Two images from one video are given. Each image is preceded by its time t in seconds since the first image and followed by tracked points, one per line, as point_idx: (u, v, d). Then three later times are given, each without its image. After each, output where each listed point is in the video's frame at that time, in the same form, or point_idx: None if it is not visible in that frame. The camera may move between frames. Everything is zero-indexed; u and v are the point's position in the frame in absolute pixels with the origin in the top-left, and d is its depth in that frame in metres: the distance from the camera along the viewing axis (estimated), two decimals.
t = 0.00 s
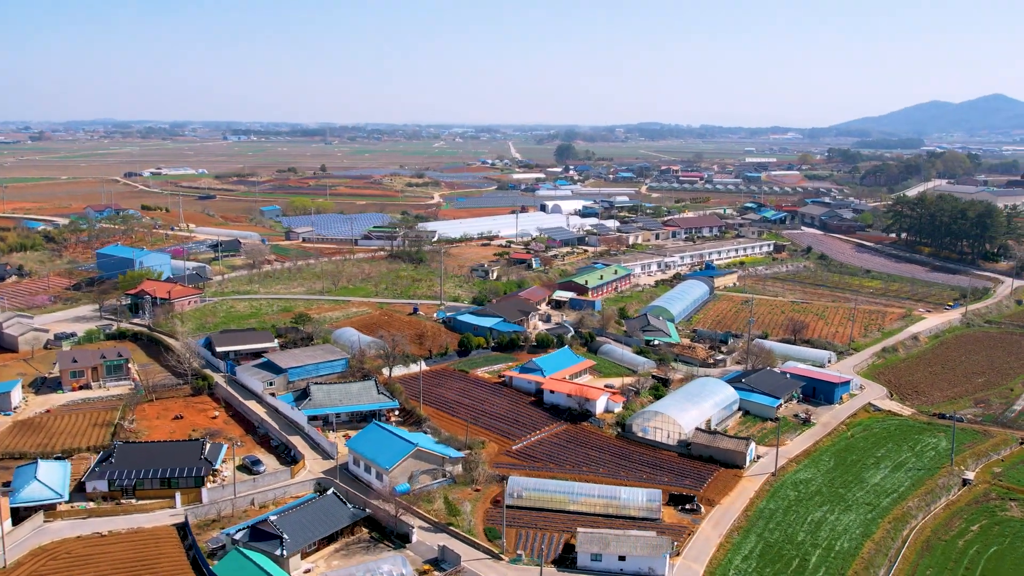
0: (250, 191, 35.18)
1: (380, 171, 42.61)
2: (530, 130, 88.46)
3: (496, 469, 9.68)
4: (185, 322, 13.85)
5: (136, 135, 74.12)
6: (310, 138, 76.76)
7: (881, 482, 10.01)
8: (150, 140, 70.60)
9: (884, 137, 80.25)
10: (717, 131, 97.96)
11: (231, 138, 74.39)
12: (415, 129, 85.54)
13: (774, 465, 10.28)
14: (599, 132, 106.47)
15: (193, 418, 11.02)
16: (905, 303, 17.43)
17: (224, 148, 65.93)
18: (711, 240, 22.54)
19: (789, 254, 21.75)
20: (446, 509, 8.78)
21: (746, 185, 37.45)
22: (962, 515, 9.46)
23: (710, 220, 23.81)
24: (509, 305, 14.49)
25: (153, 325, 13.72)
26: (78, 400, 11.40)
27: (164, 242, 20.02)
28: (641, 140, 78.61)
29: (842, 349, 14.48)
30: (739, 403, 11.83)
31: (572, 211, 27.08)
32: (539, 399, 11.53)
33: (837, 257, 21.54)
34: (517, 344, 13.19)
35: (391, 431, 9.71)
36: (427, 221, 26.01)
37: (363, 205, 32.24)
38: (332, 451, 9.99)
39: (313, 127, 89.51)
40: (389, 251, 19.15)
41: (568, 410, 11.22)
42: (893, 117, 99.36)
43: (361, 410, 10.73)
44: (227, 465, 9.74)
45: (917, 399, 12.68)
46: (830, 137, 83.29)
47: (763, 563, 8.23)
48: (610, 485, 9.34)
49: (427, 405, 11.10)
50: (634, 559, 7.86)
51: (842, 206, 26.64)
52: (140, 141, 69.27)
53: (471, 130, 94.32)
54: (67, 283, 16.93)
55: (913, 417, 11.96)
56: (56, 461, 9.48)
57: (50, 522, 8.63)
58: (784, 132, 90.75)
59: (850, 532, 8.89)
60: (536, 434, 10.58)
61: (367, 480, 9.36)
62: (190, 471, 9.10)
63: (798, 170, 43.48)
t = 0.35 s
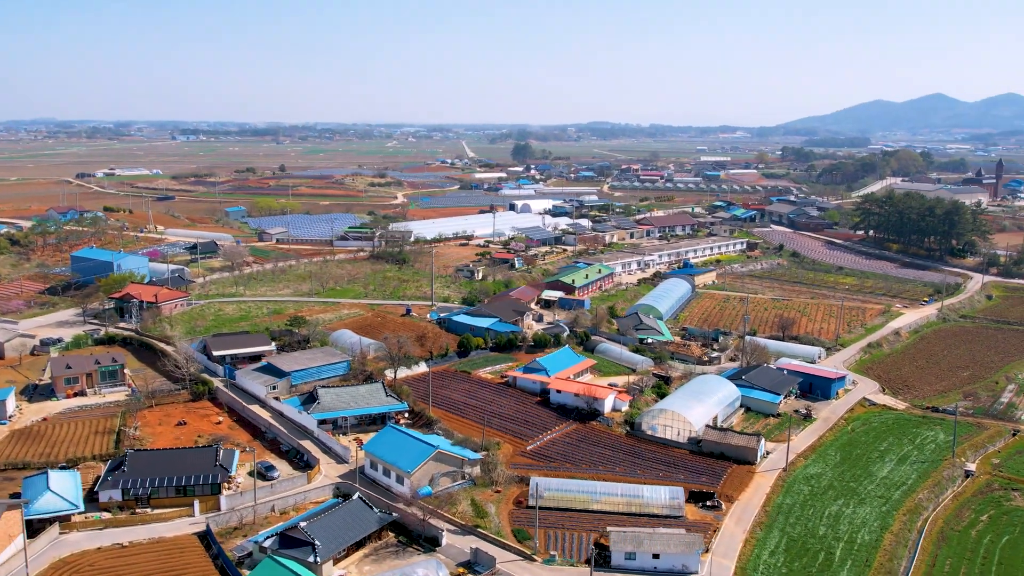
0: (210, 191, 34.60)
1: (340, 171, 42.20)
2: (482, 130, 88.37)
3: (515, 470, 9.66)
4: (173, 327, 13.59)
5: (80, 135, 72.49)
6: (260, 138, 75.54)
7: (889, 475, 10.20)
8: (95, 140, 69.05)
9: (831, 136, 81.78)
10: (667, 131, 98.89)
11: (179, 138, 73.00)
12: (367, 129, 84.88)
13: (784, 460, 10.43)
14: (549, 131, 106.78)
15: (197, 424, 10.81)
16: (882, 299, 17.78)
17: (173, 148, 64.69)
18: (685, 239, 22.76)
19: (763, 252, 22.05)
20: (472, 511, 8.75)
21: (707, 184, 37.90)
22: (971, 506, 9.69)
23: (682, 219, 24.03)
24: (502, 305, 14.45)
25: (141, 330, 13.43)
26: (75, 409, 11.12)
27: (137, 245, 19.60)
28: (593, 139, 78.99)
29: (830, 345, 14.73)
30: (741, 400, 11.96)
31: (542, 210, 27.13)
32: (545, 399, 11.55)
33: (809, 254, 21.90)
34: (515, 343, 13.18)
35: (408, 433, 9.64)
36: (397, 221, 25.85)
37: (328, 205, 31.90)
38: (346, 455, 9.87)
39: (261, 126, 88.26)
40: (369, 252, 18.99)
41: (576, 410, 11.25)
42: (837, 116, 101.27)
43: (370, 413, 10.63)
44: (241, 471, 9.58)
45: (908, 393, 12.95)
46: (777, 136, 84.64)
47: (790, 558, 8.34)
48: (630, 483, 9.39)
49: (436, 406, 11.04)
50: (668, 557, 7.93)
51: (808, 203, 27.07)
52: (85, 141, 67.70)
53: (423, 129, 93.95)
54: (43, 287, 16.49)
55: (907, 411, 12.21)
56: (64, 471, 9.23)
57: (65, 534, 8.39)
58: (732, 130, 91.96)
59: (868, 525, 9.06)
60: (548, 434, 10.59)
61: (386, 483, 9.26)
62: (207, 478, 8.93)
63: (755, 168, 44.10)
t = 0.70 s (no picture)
0: (185, 192, 34.14)
1: (313, 172, 41.84)
2: (448, 130, 88.23)
3: (546, 471, 9.67)
4: (178, 331, 13.39)
5: (40, 135, 71.14)
6: (224, 138, 74.60)
7: (910, 471, 10.35)
8: (55, 141, 67.78)
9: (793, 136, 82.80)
10: (631, 131, 99.42)
11: (142, 138, 71.92)
12: (333, 129, 84.30)
13: (807, 458, 10.54)
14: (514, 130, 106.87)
15: (216, 429, 10.67)
16: (874, 297, 18.03)
17: (137, 149, 63.71)
18: (673, 239, 22.90)
19: (750, 251, 22.24)
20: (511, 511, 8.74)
21: (682, 184, 38.17)
22: (992, 500, 9.86)
23: (668, 219, 24.17)
24: (509, 305, 14.44)
25: (146, 334, 13.22)
26: (88, 415, 10.91)
27: (124, 248, 19.28)
28: (559, 139, 79.09)
29: (832, 343, 14.91)
30: (756, 399, 12.06)
31: (526, 211, 27.13)
32: (564, 400, 11.56)
33: (796, 253, 22.16)
34: (526, 344, 13.19)
35: (439, 436, 9.61)
36: (382, 222, 25.71)
37: (307, 206, 31.62)
38: (374, 458, 9.80)
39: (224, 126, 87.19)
40: (363, 253, 18.86)
41: (596, 410, 11.28)
42: (799, 116, 102.52)
43: (394, 415, 10.56)
44: (270, 476, 9.47)
45: (914, 389, 13.14)
46: (741, 136, 85.46)
47: (828, 554, 8.44)
48: (662, 483, 9.44)
49: (458, 408, 11.01)
50: (714, 556, 7.98)
51: (789, 202, 27.36)
52: (45, 141, 66.42)
53: (388, 129, 93.54)
54: (34, 291, 16.16)
55: (917, 407, 12.40)
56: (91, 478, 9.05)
57: (99, 543, 8.22)
58: (696, 130, 92.69)
59: (899, 521, 9.19)
60: (572, 434, 10.61)
61: (419, 486, 9.23)
62: (241, 484, 8.82)
63: (728, 168, 44.50)
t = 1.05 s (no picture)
0: (152, 193, 33.56)
1: (279, 172, 41.39)
2: (408, 130, 87.87)
3: (570, 471, 9.68)
4: (177, 336, 13.17)
5: None
6: (181, 138, 73.47)
7: (922, 465, 10.54)
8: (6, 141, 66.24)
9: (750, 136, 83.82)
10: (590, 130, 99.87)
11: (97, 138, 70.63)
12: (291, 129, 83.42)
13: (821, 453, 10.69)
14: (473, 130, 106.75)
15: (230, 434, 10.52)
16: (858, 294, 18.33)
17: (92, 150, 62.51)
18: (654, 238, 23.06)
19: (731, 250, 22.48)
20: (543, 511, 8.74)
21: (651, 184, 38.44)
22: (1004, 491, 10.07)
23: (648, 218, 24.33)
24: (509, 306, 14.44)
25: (144, 339, 12.98)
26: (96, 422, 10.68)
27: (105, 250, 18.90)
28: (519, 139, 79.15)
29: (826, 340, 15.12)
30: (763, 396, 12.18)
31: (503, 211, 27.12)
32: (576, 400, 11.59)
33: (776, 252, 22.45)
34: (531, 344, 13.19)
35: (463, 438, 9.56)
36: (361, 223, 25.53)
37: (278, 207, 31.27)
38: (396, 461, 9.74)
39: (180, 126, 85.87)
40: (351, 254, 18.71)
41: (610, 409, 11.32)
42: (754, 116, 103.81)
43: (411, 417, 10.50)
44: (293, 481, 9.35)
45: (912, 385, 13.38)
46: (699, 135, 86.35)
47: (858, 549, 8.57)
48: (687, 481, 9.50)
49: (473, 410, 10.99)
50: (750, 552, 8.08)
51: (763, 201, 27.70)
52: None
53: (347, 129, 92.87)
54: (18, 294, 15.78)
55: (917, 402, 12.63)
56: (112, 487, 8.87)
57: (129, 553, 8.04)
58: (655, 130, 93.39)
59: (919, 514, 9.35)
60: (589, 434, 10.64)
61: (446, 488, 9.18)
62: (269, 490, 8.70)
63: (694, 167, 44.91)
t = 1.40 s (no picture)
0: (119, 194, 32.90)
1: (246, 173, 40.85)
2: (368, 130, 87.28)
3: (596, 470, 9.71)
4: (178, 340, 12.96)
5: None
6: (137, 138, 72.15)
7: (934, 459, 10.73)
8: None
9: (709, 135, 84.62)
10: (550, 129, 100.04)
11: (50, 139, 69.09)
12: (249, 129, 82.32)
13: (835, 448, 10.84)
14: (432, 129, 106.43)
15: (247, 439, 10.37)
16: (844, 291, 18.62)
17: (47, 149, 61.12)
18: (637, 236, 23.19)
19: (714, 248, 22.69)
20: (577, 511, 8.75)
21: (622, 183, 38.62)
22: (1016, 482, 10.29)
23: (630, 217, 24.45)
24: (511, 305, 14.43)
25: (145, 344, 12.76)
26: (108, 429, 10.47)
27: (87, 253, 18.53)
28: (481, 138, 79.00)
29: (821, 336, 15.34)
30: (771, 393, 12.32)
31: (482, 211, 27.09)
32: (589, 399, 11.63)
33: (757, 250, 22.70)
34: (538, 344, 13.20)
35: (491, 439, 9.55)
36: (340, 224, 25.31)
37: (251, 208, 30.88)
38: (422, 464, 9.68)
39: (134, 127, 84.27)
40: (340, 255, 18.55)
41: (625, 408, 11.37)
42: (712, 115, 104.83)
43: (431, 420, 10.44)
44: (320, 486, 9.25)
45: (910, 379, 13.63)
46: (659, 134, 86.93)
47: (887, 542, 8.71)
48: (713, 478, 9.58)
49: (491, 411, 10.97)
50: (788, 548, 8.17)
51: (739, 199, 27.99)
52: None
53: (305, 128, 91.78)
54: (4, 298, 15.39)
55: (918, 396, 12.87)
56: (139, 495, 8.69)
57: (165, 562, 7.88)
58: (615, 129, 93.88)
59: (940, 506, 9.52)
60: (608, 433, 10.67)
61: (476, 489, 9.17)
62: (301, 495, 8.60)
63: (662, 166, 45.22)
